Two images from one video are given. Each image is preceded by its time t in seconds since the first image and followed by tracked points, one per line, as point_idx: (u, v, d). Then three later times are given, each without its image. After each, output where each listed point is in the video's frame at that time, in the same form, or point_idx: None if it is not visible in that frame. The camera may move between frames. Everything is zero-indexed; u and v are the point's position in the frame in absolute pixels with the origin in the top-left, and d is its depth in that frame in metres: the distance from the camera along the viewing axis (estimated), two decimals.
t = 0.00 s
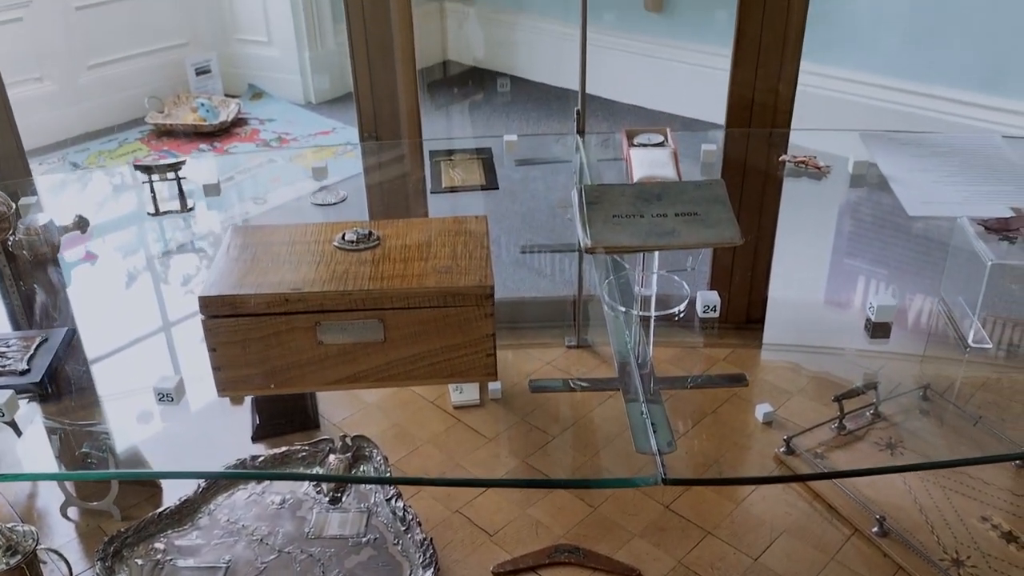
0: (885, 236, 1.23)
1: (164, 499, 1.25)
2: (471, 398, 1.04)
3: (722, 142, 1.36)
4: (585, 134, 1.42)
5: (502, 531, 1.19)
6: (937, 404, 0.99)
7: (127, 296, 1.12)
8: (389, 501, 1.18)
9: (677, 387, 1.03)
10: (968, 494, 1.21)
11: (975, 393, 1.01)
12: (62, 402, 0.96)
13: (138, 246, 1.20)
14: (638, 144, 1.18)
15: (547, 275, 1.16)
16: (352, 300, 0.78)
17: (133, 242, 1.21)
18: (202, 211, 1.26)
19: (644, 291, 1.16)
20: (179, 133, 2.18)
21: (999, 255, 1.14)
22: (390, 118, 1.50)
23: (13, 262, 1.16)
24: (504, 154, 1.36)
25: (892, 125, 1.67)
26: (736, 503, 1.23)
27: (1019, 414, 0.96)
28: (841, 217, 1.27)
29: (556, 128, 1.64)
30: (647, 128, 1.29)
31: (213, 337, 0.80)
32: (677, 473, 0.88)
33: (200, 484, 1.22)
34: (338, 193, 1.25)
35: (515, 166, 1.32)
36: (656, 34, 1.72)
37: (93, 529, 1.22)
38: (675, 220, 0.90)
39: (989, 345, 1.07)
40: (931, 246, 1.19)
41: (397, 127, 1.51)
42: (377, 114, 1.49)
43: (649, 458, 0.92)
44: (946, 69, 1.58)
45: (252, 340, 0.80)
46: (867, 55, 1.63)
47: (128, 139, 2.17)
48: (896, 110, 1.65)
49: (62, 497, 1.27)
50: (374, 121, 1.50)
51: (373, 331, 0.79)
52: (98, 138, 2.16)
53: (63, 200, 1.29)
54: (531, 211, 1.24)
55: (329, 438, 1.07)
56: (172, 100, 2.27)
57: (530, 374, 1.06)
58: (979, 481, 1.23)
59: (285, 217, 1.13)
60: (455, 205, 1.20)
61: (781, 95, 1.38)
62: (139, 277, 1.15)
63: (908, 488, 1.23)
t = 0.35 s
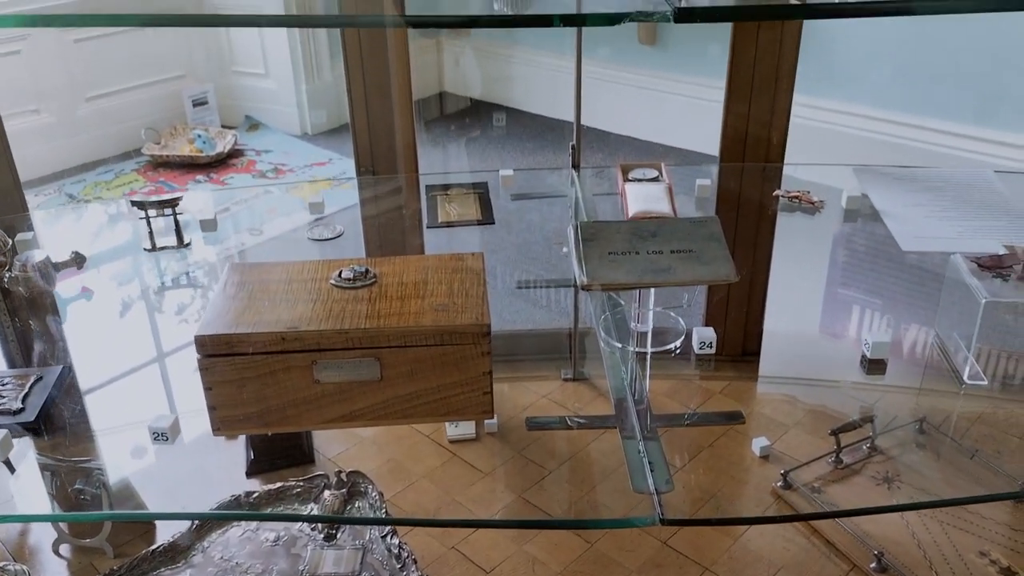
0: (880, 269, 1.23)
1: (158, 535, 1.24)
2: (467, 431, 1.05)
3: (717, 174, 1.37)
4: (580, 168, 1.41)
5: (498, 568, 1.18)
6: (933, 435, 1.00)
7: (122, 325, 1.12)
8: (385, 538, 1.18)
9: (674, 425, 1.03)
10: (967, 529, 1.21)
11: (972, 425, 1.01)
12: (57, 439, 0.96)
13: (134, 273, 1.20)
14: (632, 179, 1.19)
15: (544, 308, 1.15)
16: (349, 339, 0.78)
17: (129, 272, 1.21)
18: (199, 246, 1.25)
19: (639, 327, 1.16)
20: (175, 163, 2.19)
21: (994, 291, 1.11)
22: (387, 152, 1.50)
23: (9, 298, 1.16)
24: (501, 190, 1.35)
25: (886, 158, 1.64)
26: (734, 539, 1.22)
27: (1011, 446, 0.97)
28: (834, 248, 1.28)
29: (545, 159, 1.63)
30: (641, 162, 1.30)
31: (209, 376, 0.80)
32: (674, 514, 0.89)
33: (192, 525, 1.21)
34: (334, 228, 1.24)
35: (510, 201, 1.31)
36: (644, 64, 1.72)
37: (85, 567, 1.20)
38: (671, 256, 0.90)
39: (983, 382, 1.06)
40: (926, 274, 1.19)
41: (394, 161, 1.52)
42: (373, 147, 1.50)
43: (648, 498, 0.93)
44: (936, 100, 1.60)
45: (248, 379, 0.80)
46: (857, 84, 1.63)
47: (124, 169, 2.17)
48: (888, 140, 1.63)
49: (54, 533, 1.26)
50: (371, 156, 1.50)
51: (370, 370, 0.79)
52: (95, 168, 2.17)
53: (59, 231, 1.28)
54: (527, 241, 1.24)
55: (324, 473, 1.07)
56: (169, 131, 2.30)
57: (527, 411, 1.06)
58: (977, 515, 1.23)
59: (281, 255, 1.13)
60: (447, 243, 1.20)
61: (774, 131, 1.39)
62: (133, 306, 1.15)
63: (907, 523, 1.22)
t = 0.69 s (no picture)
0: (875, 300, 1.23)
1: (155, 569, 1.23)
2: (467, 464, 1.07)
3: (714, 211, 1.34)
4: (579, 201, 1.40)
5: None
6: (934, 469, 1.01)
7: (122, 352, 1.14)
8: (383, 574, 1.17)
9: (672, 463, 1.02)
10: (969, 564, 1.21)
11: (972, 459, 1.01)
12: (55, 475, 0.96)
13: (134, 299, 1.21)
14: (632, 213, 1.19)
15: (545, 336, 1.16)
16: (347, 377, 0.78)
17: (130, 298, 1.22)
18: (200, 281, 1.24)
19: (638, 362, 1.17)
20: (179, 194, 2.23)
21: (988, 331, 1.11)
22: (387, 185, 1.52)
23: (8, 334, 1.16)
24: (499, 223, 1.34)
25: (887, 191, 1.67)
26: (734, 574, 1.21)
27: (1011, 479, 0.96)
28: (834, 277, 1.28)
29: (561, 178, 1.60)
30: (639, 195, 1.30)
31: (206, 414, 0.80)
32: (674, 555, 0.87)
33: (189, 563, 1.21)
34: (334, 261, 1.24)
35: (509, 232, 1.31)
36: (648, 97, 1.76)
37: None
38: (670, 292, 0.90)
39: (981, 422, 1.05)
40: (924, 303, 1.19)
41: (395, 194, 1.53)
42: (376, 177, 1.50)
43: (646, 539, 0.92)
44: (937, 131, 1.61)
45: (245, 417, 0.80)
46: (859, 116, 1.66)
47: (128, 199, 2.23)
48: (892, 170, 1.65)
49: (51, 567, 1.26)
50: (372, 188, 1.51)
51: (367, 409, 0.79)
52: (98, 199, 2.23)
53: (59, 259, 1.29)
54: (526, 269, 1.24)
55: (322, 508, 1.04)
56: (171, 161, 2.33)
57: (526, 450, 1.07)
58: (980, 550, 1.23)
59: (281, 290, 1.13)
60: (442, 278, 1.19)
61: (772, 163, 1.39)
62: (133, 333, 1.17)
63: (908, 558, 1.22)
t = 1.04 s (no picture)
0: (873, 335, 1.21)
1: None
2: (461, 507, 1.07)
3: (706, 252, 1.27)
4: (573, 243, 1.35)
5: None
6: (929, 512, 1.04)
7: (117, 389, 1.16)
8: None
9: (664, 511, 1.05)
10: None
11: (966, 499, 1.05)
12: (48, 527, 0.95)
13: (132, 337, 1.20)
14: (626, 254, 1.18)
15: (542, 374, 1.19)
16: (338, 426, 0.78)
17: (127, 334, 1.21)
18: (195, 324, 1.23)
19: (632, 407, 1.15)
20: (175, 230, 2.24)
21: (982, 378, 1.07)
22: (381, 228, 1.53)
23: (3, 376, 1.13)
24: (493, 265, 1.30)
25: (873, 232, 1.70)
26: None
27: (1010, 526, 1.01)
28: (829, 315, 1.25)
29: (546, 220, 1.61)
30: (632, 235, 1.29)
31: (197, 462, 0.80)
32: None
33: None
34: (328, 304, 1.24)
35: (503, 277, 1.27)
36: (644, 136, 1.77)
37: None
38: (662, 337, 0.91)
39: (973, 467, 1.08)
40: (917, 342, 1.18)
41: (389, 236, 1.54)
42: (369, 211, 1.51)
43: None
44: (933, 171, 1.62)
45: (236, 465, 0.79)
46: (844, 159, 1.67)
47: (122, 236, 2.23)
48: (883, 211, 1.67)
49: None
50: (366, 231, 1.52)
51: (359, 457, 0.79)
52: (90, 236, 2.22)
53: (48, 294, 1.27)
54: (522, 306, 1.22)
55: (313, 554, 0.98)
56: (167, 200, 2.34)
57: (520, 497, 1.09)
58: None
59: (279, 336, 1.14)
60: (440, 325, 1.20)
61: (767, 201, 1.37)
62: (128, 369, 1.18)
63: None
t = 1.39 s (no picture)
0: (872, 375, 1.21)
1: None
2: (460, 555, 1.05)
3: (703, 295, 1.28)
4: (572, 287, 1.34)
5: None
6: (933, 555, 1.03)
7: (116, 429, 1.17)
8: None
9: (665, 561, 1.05)
10: None
11: (969, 543, 1.04)
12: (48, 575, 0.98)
13: (127, 378, 1.21)
14: (622, 298, 1.20)
15: (541, 416, 1.18)
16: (337, 477, 0.78)
17: (122, 376, 1.22)
18: (193, 371, 1.23)
19: (631, 454, 1.15)
20: (175, 272, 2.26)
21: (978, 425, 1.11)
22: (380, 275, 1.53)
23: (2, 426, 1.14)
24: (492, 309, 1.31)
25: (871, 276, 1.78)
26: None
27: (1014, 568, 1.00)
28: (828, 354, 1.25)
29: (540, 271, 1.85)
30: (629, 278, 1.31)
31: (193, 515, 0.80)
32: None
33: None
34: (327, 349, 1.25)
35: (502, 321, 1.28)
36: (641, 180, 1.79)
37: None
38: (659, 385, 0.91)
39: (973, 513, 1.07)
40: (915, 384, 1.18)
41: (387, 280, 1.53)
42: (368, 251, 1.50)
43: None
44: (921, 213, 1.69)
45: (232, 517, 0.79)
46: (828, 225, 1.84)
47: (122, 277, 2.27)
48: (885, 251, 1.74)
49: None
50: (364, 274, 1.52)
51: (356, 509, 0.79)
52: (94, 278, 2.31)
53: (46, 343, 1.27)
54: (521, 346, 1.23)
55: None
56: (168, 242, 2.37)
57: (519, 548, 1.08)
58: None
59: (280, 384, 1.14)
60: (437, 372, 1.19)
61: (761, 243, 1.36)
62: (127, 410, 1.19)
63: None
